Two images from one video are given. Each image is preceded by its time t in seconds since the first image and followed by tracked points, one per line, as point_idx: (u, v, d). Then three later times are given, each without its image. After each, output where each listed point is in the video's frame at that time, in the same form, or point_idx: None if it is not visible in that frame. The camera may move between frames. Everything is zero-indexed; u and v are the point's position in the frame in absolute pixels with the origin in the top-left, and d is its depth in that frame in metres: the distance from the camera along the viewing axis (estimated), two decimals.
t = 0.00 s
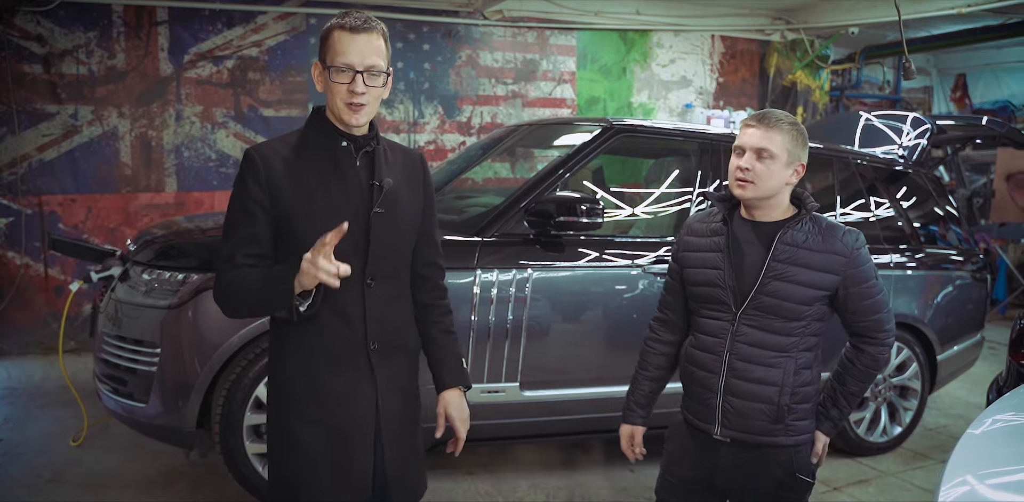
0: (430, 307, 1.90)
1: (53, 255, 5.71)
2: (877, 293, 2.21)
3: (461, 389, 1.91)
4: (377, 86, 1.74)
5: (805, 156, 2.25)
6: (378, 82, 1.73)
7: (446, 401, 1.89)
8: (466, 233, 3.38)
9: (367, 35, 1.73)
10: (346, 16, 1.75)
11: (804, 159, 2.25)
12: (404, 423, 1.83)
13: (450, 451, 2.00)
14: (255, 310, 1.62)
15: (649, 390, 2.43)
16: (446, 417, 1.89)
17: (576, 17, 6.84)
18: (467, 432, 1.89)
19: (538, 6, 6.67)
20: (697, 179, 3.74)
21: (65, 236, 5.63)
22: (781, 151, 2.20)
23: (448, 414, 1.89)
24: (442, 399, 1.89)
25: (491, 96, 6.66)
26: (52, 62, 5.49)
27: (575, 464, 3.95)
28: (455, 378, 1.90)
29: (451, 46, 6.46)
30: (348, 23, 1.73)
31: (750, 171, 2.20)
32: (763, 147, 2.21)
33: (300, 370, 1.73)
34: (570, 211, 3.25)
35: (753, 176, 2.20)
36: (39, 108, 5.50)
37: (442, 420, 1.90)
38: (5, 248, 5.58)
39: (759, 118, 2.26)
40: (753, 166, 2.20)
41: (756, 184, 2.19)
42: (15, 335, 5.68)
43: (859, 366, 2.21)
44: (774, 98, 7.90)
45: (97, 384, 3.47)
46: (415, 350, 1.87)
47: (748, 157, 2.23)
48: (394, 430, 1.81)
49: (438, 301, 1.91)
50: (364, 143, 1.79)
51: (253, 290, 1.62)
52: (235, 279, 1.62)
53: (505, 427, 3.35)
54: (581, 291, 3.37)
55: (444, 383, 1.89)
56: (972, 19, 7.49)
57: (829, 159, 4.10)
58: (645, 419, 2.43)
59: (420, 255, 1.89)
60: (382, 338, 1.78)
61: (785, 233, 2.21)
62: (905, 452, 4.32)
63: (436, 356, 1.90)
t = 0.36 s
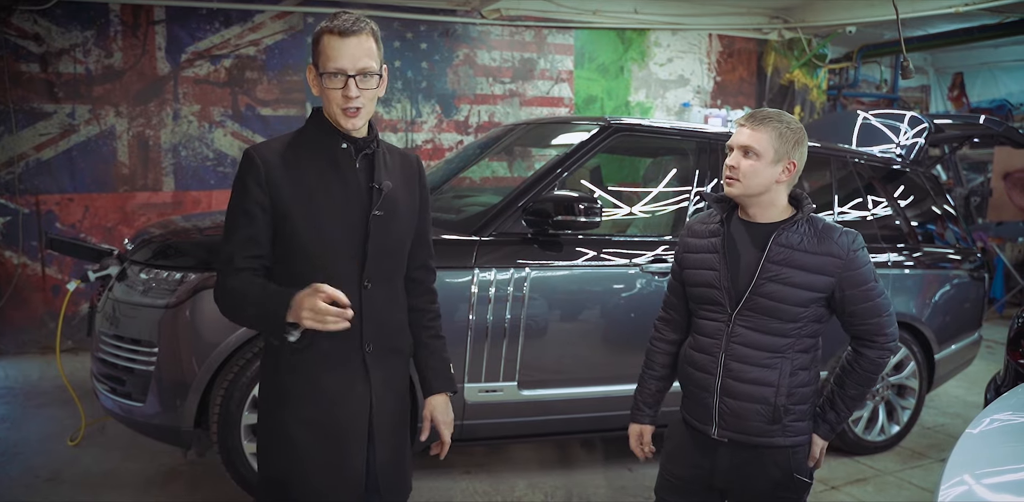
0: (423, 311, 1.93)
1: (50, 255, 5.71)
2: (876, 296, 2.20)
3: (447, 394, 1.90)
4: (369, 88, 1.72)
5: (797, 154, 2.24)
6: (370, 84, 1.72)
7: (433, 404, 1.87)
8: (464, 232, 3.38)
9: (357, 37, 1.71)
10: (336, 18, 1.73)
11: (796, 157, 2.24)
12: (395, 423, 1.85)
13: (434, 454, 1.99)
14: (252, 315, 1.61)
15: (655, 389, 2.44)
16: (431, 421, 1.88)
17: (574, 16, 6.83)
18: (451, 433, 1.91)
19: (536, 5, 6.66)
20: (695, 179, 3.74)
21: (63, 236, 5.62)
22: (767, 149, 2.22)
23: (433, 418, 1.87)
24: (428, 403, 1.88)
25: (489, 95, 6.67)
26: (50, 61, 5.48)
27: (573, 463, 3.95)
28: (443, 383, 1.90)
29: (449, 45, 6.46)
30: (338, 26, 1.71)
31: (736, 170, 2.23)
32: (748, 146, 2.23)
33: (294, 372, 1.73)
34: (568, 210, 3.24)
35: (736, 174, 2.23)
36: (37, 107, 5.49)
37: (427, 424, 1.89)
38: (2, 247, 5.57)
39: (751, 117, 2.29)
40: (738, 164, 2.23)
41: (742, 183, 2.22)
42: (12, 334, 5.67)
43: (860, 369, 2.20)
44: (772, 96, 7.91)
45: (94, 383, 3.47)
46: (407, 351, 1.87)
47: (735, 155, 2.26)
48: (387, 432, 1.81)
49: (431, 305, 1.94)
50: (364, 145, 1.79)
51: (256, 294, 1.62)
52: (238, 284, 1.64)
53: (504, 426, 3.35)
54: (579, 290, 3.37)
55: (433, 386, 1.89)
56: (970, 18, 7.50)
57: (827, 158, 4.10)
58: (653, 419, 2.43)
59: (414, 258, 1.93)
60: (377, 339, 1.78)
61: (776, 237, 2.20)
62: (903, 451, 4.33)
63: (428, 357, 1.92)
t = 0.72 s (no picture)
0: (415, 304, 1.93)
1: (47, 254, 5.70)
2: (871, 296, 2.19)
3: (444, 386, 1.93)
4: (336, 88, 1.71)
5: (795, 153, 2.25)
6: (336, 85, 1.71)
7: (430, 396, 1.91)
8: (462, 231, 3.38)
9: (318, 37, 1.70)
10: (299, 20, 1.72)
11: (794, 156, 2.25)
12: (392, 421, 1.84)
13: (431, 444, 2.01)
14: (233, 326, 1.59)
15: (660, 389, 2.44)
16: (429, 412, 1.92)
17: (571, 15, 6.81)
18: (448, 425, 1.92)
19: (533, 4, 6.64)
20: (694, 178, 3.75)
21: (60, 235, 5.61)
22: (766, 148, 2.23)
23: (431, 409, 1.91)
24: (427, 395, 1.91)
25: (487, 93, 6.66)
26: (47, 60, 5.47)
27: (572, 462, 3.95)
28: (438, 375, 1.92)
29: (447, 44, 6.46)
30: (299, 29, 1.70)
31: (734, 168, 2.23)
32: (748, 145, 2.24)
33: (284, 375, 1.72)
34: (566, 209, 3.24)
35: (735, 172, 2.23)
36: (34, 106, 5.48)
37: (425, 415, 1.92)
38: None
39: (748, 116, 2.30)
40: (738, 162, 2.23)
41: (739, 181, 2.22)
42: (9, 334, 5.66)
43: (857, 367, 2.20)
44: (769, 95, 7.91)
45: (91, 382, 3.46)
46: (400, 347, 1.87)
47: (734, 153, 2.26)
48: (382, 429, 1.81)
49: (423, 298, 1.93)
50: (346, 144, 1.78)
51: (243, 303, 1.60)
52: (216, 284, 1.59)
53: (503, 425, 3.35)
54: (577, 289, 3.37)
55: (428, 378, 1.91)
56: (967, 17, 7.51)
57: (825, 156, 4.10)
58: (659, 419, 2.44)
59: (404, 253, 1.91)
60: (370, 337, 1.78)
61: (772, 238, 2.20)
62: (901, 450, 4.33)
63: (422, 352, 1.91)
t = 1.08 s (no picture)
0: (407, 296, 1.91)
1: (46, 253, 5.69)
2: (872, 293, 2.19)
3: (433, 379, 1.92)
4: (316, 87, 1.70)
5: (798, 152, 2.27)
6: (316, 83, 1.70)
7: (418, 389, 1.89)
8: (461, 231, 3.38)
9: (295, 35, 1.68)
10: (275, 17, 1.69)
11: (798, 155, 2.27)
12: (390, 419, 1.84)
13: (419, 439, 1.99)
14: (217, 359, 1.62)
15: (655, 392, 2.43)
16: (417, 406, 1.90)
17: (570, 15, 6.80)
18: (436, 419, 1.91)
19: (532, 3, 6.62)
20: (694, 177, 3.74)
21: (59, 234, 5.60)
22: (782, 149, 2.21)
23: (419, 402, 1.90)
24: (416, 389, 1.90)
25: (486, 93, 6.66)
26: (46, 59, 5.46)
27: (572, 461, 3.95)
28: (431, 368, 1.90)
29: (446, 43, 6.46)
30: (276, 26, 1.67)
31: (755, 170, 2.19)
32: (763, 146, 2.20)
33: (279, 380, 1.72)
34: (565, 208, 3.24)
35: (758, 173, 2.19)
36: (33, 105, 5.48)
37: (413, 408, 1.90)
38: None
39: (752, 116, 2.26)
40: (756, 164, 2.19)
41: (760, 183, 2.19)
42: (8, 333, 5.66)
43: (857, 366, 2.20)
44: (768, 94, 7.91)
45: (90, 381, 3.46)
46: (395, 344, 1.87)
47: (751, 154, 2.21)
48: (380, 428, 1.81)
49: (415, 290, 1.92)
50: (325, 143, 1.77)
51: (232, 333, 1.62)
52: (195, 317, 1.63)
53: (502, 425, 3.35)
54: (576, 289, 3.37)
55: (417, 371, 1.89)
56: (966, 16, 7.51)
57: (824, 156, 4.11)
58: (653, 422, 2.44)
59: (392, 245, 1.89)
60: (363, 339, 1.78)
61: (773, 235, 2.20)
62: (900, 450, 4.33)
63: (413, 347, 1.90)
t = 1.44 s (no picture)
0: (404, 297, 1.89)
1: (47, 253, 5.69)
2: (873, 292, 2.19)
3: (431, 381, 1.89)
4: (314, 86, 1.70)
5: (801, 151, 2.28)
6: (314, 83, 1.70)
7: (416, 393, 1.86)
8: (462, 230, 3.38)
9: (291, 34, 1.67)
10: (273, 16, 1.69)
11: (801, 154, 2.28)
12: (388, 420, 1.83)
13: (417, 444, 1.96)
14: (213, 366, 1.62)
15: (658, 393, 2.43)
16: (415, 410, 1.87)
17: (570, 14, 6.80)
18: (433, 424, 1.87)
19: (533, 3, 6.62)
20: (694, 177, 3.74)
21: (59, 234, 5.60)
22: (788, 148, 2.20)
23: (417, 407, 1.86)
24: (414, 392, 1.87)
25: (486, 93, 6.66)
26: (46, 59, 5.47)
27: (572, 461, 3.95)
28: (428, 371, 1.88)
29: (447, 43, 6.46)
30: (272, 25, 1.67)
31: (761, 168, 2.19)
32: (769, 145, 2.19)
33: (277, 381, 1.72)
34: (566, 208, 3.24)
35: (764, 172, 2.19)
36: (33, 105, 5.48)
37: (410, 412, 1.87)
38: None
39: (757, 114, 2.25)
40: (763, 163, 2.19)
41: (766, 180, 2.19)
42: (8, 333, 5.66)
43: (860, 364, 2.20)
44: (769, 94, 7.91)
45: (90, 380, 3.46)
46: (393, 345, 1.86)
47: (757, 153, 2.20)
48: (377, 428, 1.80)
49: (413, 291, 1.89)
50: (321, 144, 1.78)
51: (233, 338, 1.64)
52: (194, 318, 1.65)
53: (502, 425, 3.34)
54: (577, 289, 3.37)
55: (415, 375, 1.87)
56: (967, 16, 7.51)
57: (825, 155, 4.11)
58: (656, 425, 2.43)
59: (390, 246, 1.88)
60: (360, 339, 1.78)
61: (777, 233, 2.20)
62: (901, 449, 4.33)
63: (409, 348, 1.88)
